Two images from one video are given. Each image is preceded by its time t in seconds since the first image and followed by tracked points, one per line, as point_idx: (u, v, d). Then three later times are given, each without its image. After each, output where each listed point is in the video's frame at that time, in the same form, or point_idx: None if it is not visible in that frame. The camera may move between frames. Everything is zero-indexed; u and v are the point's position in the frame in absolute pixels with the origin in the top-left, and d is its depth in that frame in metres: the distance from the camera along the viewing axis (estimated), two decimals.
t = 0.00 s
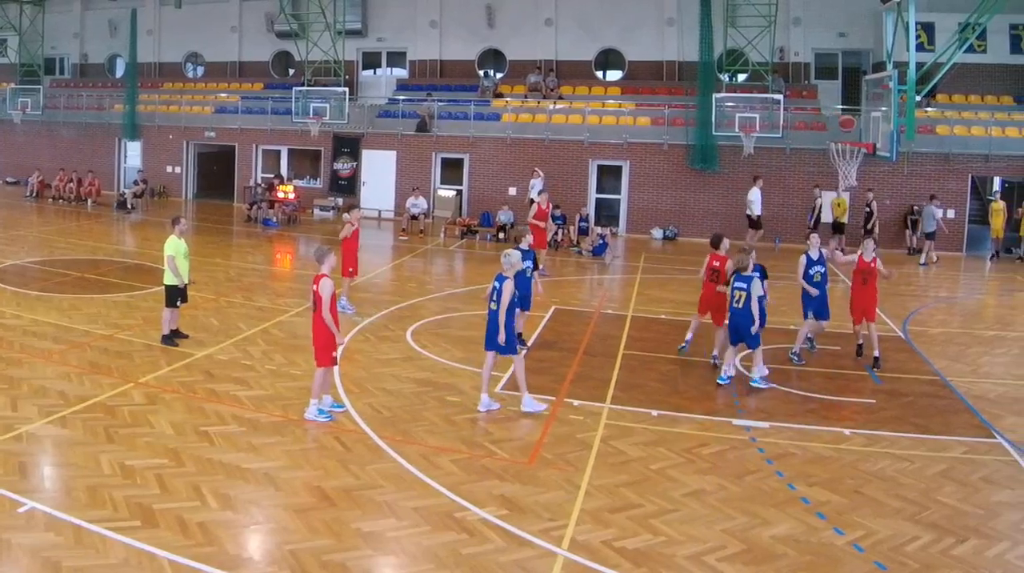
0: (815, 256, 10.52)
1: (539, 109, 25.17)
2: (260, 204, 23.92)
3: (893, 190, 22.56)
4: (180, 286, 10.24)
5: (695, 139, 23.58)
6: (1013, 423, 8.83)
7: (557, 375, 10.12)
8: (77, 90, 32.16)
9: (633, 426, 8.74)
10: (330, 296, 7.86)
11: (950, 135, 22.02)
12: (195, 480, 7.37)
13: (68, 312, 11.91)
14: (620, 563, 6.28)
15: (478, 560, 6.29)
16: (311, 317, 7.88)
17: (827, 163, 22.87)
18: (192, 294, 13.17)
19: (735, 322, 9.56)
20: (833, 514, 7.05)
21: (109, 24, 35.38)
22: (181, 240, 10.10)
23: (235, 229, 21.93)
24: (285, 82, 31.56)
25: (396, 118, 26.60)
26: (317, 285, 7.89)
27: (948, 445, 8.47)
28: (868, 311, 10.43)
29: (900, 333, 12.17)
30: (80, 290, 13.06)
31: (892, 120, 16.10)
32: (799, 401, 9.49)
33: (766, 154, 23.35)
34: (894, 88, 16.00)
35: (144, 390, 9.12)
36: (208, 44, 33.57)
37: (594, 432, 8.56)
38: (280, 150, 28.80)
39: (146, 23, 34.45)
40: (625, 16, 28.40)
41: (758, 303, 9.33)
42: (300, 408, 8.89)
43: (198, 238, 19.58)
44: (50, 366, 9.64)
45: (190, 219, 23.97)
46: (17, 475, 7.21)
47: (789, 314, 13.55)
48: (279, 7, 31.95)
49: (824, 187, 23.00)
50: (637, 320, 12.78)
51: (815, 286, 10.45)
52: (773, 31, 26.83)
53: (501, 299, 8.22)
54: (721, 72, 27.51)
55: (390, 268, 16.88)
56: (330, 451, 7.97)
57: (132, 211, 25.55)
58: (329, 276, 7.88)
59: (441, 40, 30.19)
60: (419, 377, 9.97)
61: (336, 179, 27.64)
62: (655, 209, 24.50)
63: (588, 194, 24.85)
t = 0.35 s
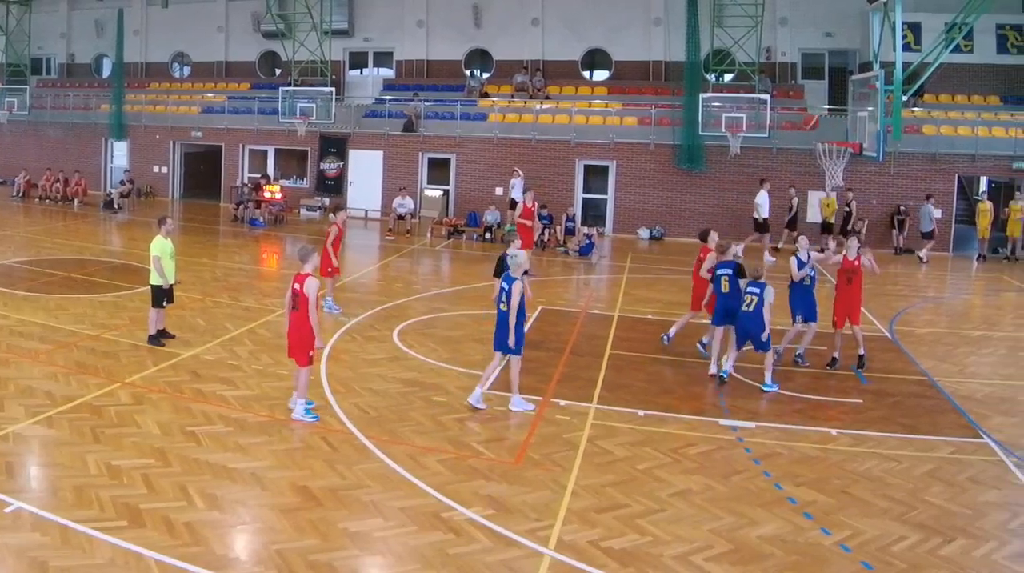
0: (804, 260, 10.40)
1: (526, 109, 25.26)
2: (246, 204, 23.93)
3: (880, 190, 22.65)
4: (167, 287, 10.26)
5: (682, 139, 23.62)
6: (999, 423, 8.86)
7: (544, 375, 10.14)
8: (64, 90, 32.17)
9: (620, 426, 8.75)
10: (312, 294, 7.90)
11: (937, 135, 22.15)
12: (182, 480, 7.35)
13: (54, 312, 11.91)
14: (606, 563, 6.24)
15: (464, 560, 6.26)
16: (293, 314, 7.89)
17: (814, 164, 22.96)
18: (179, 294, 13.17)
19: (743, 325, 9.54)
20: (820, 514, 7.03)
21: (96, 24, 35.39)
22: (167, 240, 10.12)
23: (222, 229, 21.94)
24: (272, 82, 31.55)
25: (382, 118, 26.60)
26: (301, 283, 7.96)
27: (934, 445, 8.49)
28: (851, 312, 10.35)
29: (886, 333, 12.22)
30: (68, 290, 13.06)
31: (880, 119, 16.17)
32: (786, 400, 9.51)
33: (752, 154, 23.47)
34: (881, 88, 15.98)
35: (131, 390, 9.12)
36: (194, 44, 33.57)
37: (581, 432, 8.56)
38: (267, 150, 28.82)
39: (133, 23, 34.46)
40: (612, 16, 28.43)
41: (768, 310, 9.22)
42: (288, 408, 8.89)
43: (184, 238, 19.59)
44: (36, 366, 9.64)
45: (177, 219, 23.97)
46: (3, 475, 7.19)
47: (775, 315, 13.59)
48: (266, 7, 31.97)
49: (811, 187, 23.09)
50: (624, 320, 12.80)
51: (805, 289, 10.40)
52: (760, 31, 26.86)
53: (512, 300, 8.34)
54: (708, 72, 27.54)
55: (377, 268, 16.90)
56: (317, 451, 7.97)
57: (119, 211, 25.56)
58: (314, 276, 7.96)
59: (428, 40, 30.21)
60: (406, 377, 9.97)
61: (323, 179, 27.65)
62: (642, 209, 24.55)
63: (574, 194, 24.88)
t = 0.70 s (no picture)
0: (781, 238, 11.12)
1: (513, 109, 25.26)
2: (234, 204, 23.93)
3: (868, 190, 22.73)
4: (154, 287, 10.26)
5: (670, 139, 23.67)
6: (987, 423, 8.88)
7: (533, 375, 10.16)
8: (51, 90, 32.18)
9: (608, 426, 8.76)
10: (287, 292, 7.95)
11: (925, 135, 22.28)
12: (170, 480, 7.32)
13: (43, 312, 11.93)
14: (595, 563, 6.21)
15: (452, 560, 6.21)
16: (268, 314, 7.87)
17: (802, 164, 23.02)
18: (166, 294, 13.18)
19: (745, 323, 9.57)
20: (808, 514, 7.01)
21: (83, 24, 35.40)
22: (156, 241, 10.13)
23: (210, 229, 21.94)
24: (259, 82, 31.56)
25: (370, 118, 26.60)
26: (275, 282, 7.93)
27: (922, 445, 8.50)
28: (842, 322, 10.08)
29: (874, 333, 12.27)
30: (56, 290, 13.07)
31: (868, 119, 16.19)
32: (774, 400, 9.53)
33: (740, 154, 23.45)
34: (869, 87, 16.03)
35: (119, 390, 9.13)
36: (181, 44, 33.58)
37: (569, 432, 8.57)
38: (255, 150, 28.83)
39: (121, 23, 34.48)
40: (600, 16, 28.46)
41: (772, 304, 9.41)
42: (277, 408, 8.89)
43: (171, 237, 19.61)
44: (23, 366, 9.64)
45: (164, 218, 23.97)
46: None
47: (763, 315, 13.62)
48: (254, 7, 31.98)
49: (798, 187, 23.14)
50: (611, 320, 12.82)
51: (781, 264, 11.13)
52: (748, 31, 26.89)
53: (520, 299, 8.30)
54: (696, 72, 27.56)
55: (364, 268, 16.92)
56: (304, 451, 7.96)
57: (106, 211, 25.56)
58: (286, 273, 7.98)
59: (416, 41, 30.20)
60: (394, 377, 9.98)
61: (311, 179, 27.65)
62: (630, 209, 24.57)
63: (562, 194, 24.87)
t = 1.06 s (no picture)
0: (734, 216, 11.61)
1: (501, 109, 25.25)
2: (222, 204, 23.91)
3: (856, 190, 22.74)
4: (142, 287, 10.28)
5: (658, 139, 23.70)
6: (974, 423, 8.89)
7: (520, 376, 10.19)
8: (39, 91, 32.16)
9: (596, 426, 8.77)
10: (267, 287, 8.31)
11: (913, 135, 22.29)
12: (158, 480, 7.31)
13: (30, 312, 11.93)
14: (582, 563, 6.18)
15: (439, 560, 6.19)
16: (252, 308, 8.21)
17: (790, 164, 23.04)
18: (154, 295, 13.19)
19: (739, 322, 9.63)
20: (797, 514, 7.00)
21: (71, 24, 35.40)
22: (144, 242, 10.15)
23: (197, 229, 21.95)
24: (248, 83, 31.56)
25: (359, 118, 26.60)
26: (254, 277, 8.28)
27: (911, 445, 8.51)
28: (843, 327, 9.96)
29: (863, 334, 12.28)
30: (44, 290, 13.07)
31: (855, 119, 16.19)
32: (761, 401, 9.54)
33: (728, 154, 23.49)
34: (857, 87, 16.14)
35: (107, 390, 9.13)
36: (169, 44, 33.59)
37: (557, 432, 8.57)
38: (243, 150, 28.83)
39: (109, 23, 34.47)
40: (589, 16, 28.47)
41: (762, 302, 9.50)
42: (265, 408, 8.89)
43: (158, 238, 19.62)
44: (11, 366, 9.65)
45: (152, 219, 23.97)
46: None
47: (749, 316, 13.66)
48: (242, 7, 31.99)
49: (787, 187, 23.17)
50: (599, 320, 12.85)
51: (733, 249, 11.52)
52: (736, 31, 26.90)
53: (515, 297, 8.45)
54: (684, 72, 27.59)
55: (352, 268, 16.93)
56: (292, 451, 7.97)
57: (94, 211, 25.56)
58: (265, 268, 8.36)
59: (404, 41, 30.20)
60: (382, 377, 9.98)
61: (300, 179, 27.64)
62: (618, 210, 24.61)
63: (549, 194, 24.89)
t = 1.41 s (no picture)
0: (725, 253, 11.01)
1: (499, 109, 25.26)
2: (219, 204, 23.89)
3: (853, 191, 22.76)
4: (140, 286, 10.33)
5: (655, 139, 23.71)
6: (972, 423, 8.89)
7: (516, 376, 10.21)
8: (37, 91, 32.14)
9: (594, 426, 8.77)
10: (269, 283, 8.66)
11: (910, 135, 22.30)
12: (156, 480, 7.31)
13: (28, 313, 11.93)
14: (580, 563, 6.18)
15: (436, 560, 6.18)
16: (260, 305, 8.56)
17: (788, 164, 23.05)
18: (151, 295, 13.20)
19: (749, 324, 9.77)
20: (795, 514, 7.00)
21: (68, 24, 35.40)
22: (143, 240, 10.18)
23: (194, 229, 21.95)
24: (245, 82, 31.55)
25: (356, 118, 26.58)
26: (257, 274, 8.58)
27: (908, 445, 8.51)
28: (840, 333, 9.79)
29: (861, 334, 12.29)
30: (41, 290, 13.07)
31: (852, 120, 16.19)
32: (759, 401, 9.54)
33: (725, 153, 23.51)
34: (854, 87, 16.19)
35: (104, 391, 9.13)
36: (166, 44, 33.58)
37: (554, 432, 8.57)
38: (240, 150, 28.83)
39: (106, 23, 34.45)
40: (586, 16, 28.48)
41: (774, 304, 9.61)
42: (262, 409, 8.88)
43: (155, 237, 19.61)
44: (8, 366, 9.65)
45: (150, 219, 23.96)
46: None
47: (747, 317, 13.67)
48: (239, 7, 32.00)
49: (784, 187, 23.19)
50: (596, 320, 12.85)
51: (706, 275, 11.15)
52: (733, 31, 26.90)
53: (534, 299, 8.45)
54: (681, 72, 27.61)
55: (349, 268, 16.93)
56: (289, 451, 7.97)
57: (91, 211, 25.55)
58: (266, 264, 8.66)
59: (401, 40, 30.20)
60: (380, 377, 9.98)
61: (297, 179, 27.64)
62: (615, 210, 24.62)
63: (546, 194, 24.89)
